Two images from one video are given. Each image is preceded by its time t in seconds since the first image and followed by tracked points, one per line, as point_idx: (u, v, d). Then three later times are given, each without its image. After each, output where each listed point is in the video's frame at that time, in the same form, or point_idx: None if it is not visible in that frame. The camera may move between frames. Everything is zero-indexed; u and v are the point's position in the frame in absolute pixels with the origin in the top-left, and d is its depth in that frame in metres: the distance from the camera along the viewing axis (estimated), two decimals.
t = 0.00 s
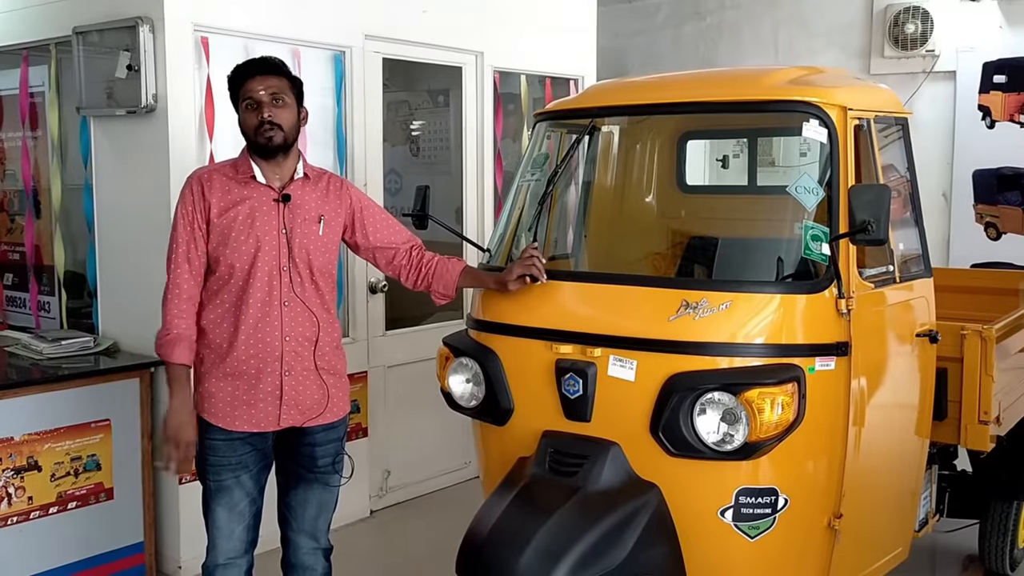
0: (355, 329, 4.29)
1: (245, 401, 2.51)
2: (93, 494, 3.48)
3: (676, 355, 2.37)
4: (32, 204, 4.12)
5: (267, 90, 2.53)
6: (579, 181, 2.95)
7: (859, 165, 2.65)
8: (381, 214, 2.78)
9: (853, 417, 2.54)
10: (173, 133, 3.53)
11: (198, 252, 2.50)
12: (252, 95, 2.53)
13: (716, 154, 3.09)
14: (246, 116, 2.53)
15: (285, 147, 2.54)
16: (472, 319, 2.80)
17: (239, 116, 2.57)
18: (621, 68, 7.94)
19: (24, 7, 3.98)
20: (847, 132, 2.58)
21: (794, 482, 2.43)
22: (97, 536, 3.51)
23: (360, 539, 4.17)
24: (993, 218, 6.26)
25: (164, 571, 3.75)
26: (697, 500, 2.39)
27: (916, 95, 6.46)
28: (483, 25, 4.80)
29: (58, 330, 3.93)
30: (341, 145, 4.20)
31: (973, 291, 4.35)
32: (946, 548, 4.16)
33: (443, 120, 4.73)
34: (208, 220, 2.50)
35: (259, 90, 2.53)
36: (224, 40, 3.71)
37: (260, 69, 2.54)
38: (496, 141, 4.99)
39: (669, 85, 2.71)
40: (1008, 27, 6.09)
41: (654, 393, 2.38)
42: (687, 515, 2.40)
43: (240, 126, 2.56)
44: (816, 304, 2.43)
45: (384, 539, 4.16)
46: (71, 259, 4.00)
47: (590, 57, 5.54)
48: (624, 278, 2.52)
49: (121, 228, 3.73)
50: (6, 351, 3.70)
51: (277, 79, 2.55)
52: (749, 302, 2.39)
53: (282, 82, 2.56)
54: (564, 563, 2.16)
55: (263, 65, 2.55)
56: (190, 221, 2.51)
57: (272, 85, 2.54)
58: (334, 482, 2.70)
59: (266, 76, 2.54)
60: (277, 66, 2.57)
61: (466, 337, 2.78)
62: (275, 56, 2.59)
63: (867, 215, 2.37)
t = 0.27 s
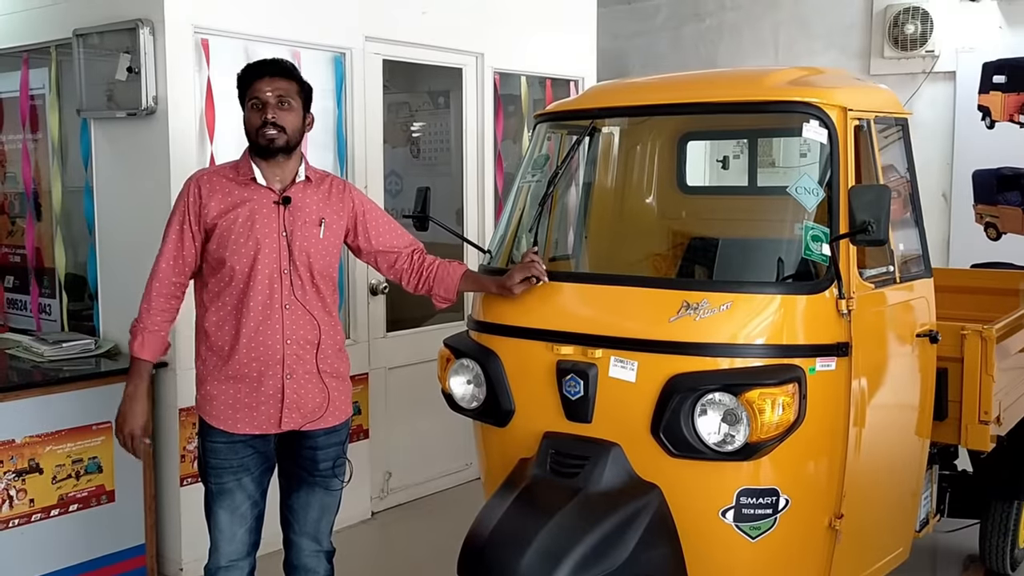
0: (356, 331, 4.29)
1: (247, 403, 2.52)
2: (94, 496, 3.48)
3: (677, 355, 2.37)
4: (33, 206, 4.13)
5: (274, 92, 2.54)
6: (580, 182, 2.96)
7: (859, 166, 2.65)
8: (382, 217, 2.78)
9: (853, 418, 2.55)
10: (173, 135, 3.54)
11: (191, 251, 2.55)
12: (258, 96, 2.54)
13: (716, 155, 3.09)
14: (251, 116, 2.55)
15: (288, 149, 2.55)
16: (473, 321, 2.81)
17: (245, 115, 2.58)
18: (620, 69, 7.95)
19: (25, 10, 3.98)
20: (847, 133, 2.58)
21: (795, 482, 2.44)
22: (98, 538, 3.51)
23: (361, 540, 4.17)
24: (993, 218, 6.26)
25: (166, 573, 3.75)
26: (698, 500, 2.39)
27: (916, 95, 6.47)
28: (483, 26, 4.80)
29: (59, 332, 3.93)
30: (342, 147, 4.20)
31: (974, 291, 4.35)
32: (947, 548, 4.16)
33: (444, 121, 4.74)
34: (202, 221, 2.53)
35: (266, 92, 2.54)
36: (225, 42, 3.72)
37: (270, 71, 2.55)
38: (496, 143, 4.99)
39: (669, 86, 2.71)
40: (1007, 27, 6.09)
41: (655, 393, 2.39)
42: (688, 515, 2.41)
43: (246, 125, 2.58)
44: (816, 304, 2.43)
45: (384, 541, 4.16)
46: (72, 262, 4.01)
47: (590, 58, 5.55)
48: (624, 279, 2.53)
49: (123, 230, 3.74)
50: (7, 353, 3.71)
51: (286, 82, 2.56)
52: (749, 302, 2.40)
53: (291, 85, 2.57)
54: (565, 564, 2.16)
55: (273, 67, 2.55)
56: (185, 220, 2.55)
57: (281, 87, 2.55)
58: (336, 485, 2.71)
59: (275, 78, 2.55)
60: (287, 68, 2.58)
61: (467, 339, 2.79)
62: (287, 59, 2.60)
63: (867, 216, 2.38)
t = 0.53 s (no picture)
0: (353, 329, 4.28)
1: (243, 400, 2.51)
2: (90, 494, 3.48)
3: (675, 354, 2.37)
4: (29, 203, 4.11)
5: (266, 89, 2.53)
6: (578, 180, 2.95)
7: (858, 164, 2.65)
8: (378, 215, 2.78)
9: (851, 416, 2.54)
10: (170, 132, 3.53)
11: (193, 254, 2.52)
12: (250, 94, 2.53)
13: (714, 153, 3.08)
14: (244, 114, 2.54)
15: (282, 146, 2.54)
16: (470, 318, 2.80)
17: (237, 114, 2.57)
18: (618, 67, 7.94)
19: (21, 6, 3.97)
20: (845, 131, 2.58)
21: (792, 481, 2.43)
22: (94, 536, 3.50)
23: (357, 538, 4.17)
24: (990, 217, 6.26)
25: (162, 571, 3.74)
26: (696, 499, 2.39)
27: (914, 94, 6.47)
28: (481, 24, 4.79)
29: (55, 329, 3.92)
30: (339, 145, 4.19)
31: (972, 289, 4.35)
32: (944, 547, 4.16)
33: (441, 119, 4.73)
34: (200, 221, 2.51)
35: (258, 89, 2.53)
36: (222, 39, 3.71)
37: (260, 68, 2.54)
38: (494, 141, 4.98)
39: (667, 84, 2.71)
40: (1005, 26, 6.09)
41: (652, 391, 2.38)
42: (686, 514, 2.40)
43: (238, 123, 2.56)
44: (814, 303, 2.43)
45: (381, 539, 4.16)
46: (69, 259, 4.00)
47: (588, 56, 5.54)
48: (622, 277, 2.52)
49: (119, 227, 3.73)
50: (3, 351, 3.70)
51: (277, 78, 2.56)
52: (747, 301, 2.39)
53: (282, 82, 2.56)
54: (563, 562, 2.16)
55: (263, 64, 2.54)
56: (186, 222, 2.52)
57: (272, 84, 2.54)
58: (332, 482, 2.70)
59: (266, 75, 2.54)
60: (277, 65, 2.57)
61: (464, 336, 2.79)
62: (275, 56, 2.59)
63: (866, 214, 2.37)
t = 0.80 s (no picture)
0: (351, 330, 4.29)
1: (240, 401, 2.51)
2: (89, 496, 3.47)
3: (673, 355, 2.37)
4: (27, 206, 4.11)
5: (258, 92, 2.54)
6: (576, 182, 2.96)
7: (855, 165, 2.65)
8: (374, 215, 2.78)
9: (849, 416, 2.55)
10: (168, 134, 3.53)
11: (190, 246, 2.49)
12: (242, 97, 2.53)
13: (712, 154, 3.08)
14: (237, 118, 2.54)
15: (277, 148, 2.54)
16: (468, 320, 2.80)
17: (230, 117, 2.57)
18: (616, 68, 7.95)
19: (19, 8, 3.97)
20: (843, 132, 2.58)
21: (791, 481, 2.43)
22: (93, 539, 3.50)
23: (356, 540, 4.17)
24: (987, 217, 6.25)
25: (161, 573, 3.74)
26: (694, 500, 2.39)
27: (912, 94, 6.49)
28: (479, 26, 4.79)
29: (54, 332, 3.92)
30: (337, 147, 4.19)
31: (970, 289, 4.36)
32: (943, 547, 4.17)
33: (439, 120, 4.73)
34: (196, 217, 2.50)
35: (250, 92, 2.53)
36: (220, 41, 3.71)
37: (251, 71, 2.54)
38: (491, 142, 4.98)
39: (665, 85, 2.71)
40: (1002, 26, 6.09)
41: (651, 392, 2.39)
42: (685, 515, 2.40)
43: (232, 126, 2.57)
44: (813, 304, 2.43)
45: (380, 541, 4.16)
46: (67, 261, 3.99)
47: (586, 57, 5.54)
48: (620, 279, 2.52)
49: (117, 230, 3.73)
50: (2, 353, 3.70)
51: (269, 80, 2.56)
52: (745, 302, 2.39)
53: (274, 83, 2.56)
54: (562, 563, 2.16)
55: (254, 67, 2.55)
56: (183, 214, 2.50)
57: (264, 87, 2.54)
58: (331, 483, 2.70)
59: (257, 78, 2.54)
60: (268, 67, 2.57)
61: (462, 338, 2.79)
62: (267, 58, 2.59)
63: (863, 214, 2.38)
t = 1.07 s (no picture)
0: (350, 331, 4.29)
1: (239, 403, 2.51)
2: (89, 498, 3.47)
3: (672, 355, 2.37)
4: (26, 208, 4.11)
5: (253, 93, 2.53)
6: (574, 182, 2.96)
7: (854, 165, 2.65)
8: (372, 215, 2.78)
9: (848, 417, 2.55)
10: (167, 136, 3.53)
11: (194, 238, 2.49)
12: (237, 99, 2.53)
13: (710, 155, 3.08)
14: (233, 120, 2.53)
15: (273, 149, 2.54)
16: (467, 321, 2.80)
17: (227, 120, 2.57)
18: (614, 68, 7.95)
19: (18, 10, 3.97)
20: (841, 132, 2.58)
21: (790, 482, 2.44)
22: (93, 541, 3.50)
23: (356, 541, 4.16)
24: (986, 217, 6.25)
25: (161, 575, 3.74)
26: (694, 501, 2.39)
27: (910, 94, 6.50)
28: (477, 27, 4.80)
29: (53, 334, 3.92)
30: (336, 148, 4.20)
31: (969, 289, 4.36)
32: (942, 547, 4.17)
33: (438, 121, 4.73)
34: (197, 214, 2.49)
35: (245, 94, 2.53)
36: (219, 43, 3.71)
37: (245, 74, 2.54)
38: (490, 143, 4.99)
39: (663, 86, 2.71)
40: (1000, 26, 6.10)
41: (649, 393, 2.39)
42: (684, 516, 2.40)
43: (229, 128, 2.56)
44: (811, 304, 2.43)
45: (380, 542, 4.16)
46: (66, 263, 3.99)
47: (584, 58, 5.54)
48: (619, 279, 2.53)
49: (116, 232, 3.73)
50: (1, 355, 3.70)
51: (263, 82, 2.55)
52: (744, 302, 2.39)
53: (269, 84, 2.56)
54: (561, 564, 2.16)
55: (248, 69, 2.54)
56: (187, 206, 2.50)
57: (258, 88, 2.53)
58: (330, 483, 2.70)
59: (252, 80, 2.54)
60: (262, 69, 2.57)
61: (462, 338, 2.79)
62: (261, 60, 2.59)
63: (862, 214, 2.38)
